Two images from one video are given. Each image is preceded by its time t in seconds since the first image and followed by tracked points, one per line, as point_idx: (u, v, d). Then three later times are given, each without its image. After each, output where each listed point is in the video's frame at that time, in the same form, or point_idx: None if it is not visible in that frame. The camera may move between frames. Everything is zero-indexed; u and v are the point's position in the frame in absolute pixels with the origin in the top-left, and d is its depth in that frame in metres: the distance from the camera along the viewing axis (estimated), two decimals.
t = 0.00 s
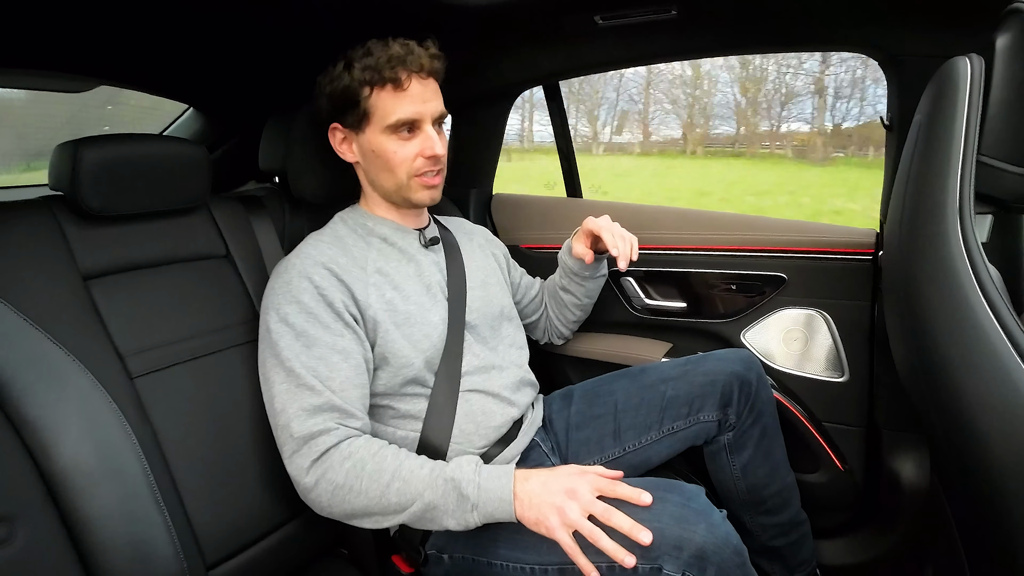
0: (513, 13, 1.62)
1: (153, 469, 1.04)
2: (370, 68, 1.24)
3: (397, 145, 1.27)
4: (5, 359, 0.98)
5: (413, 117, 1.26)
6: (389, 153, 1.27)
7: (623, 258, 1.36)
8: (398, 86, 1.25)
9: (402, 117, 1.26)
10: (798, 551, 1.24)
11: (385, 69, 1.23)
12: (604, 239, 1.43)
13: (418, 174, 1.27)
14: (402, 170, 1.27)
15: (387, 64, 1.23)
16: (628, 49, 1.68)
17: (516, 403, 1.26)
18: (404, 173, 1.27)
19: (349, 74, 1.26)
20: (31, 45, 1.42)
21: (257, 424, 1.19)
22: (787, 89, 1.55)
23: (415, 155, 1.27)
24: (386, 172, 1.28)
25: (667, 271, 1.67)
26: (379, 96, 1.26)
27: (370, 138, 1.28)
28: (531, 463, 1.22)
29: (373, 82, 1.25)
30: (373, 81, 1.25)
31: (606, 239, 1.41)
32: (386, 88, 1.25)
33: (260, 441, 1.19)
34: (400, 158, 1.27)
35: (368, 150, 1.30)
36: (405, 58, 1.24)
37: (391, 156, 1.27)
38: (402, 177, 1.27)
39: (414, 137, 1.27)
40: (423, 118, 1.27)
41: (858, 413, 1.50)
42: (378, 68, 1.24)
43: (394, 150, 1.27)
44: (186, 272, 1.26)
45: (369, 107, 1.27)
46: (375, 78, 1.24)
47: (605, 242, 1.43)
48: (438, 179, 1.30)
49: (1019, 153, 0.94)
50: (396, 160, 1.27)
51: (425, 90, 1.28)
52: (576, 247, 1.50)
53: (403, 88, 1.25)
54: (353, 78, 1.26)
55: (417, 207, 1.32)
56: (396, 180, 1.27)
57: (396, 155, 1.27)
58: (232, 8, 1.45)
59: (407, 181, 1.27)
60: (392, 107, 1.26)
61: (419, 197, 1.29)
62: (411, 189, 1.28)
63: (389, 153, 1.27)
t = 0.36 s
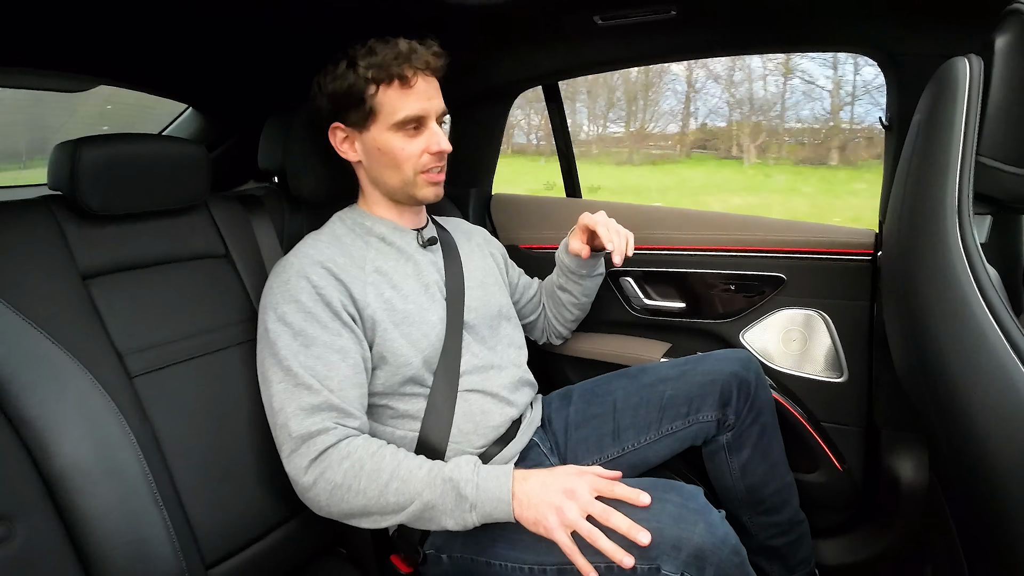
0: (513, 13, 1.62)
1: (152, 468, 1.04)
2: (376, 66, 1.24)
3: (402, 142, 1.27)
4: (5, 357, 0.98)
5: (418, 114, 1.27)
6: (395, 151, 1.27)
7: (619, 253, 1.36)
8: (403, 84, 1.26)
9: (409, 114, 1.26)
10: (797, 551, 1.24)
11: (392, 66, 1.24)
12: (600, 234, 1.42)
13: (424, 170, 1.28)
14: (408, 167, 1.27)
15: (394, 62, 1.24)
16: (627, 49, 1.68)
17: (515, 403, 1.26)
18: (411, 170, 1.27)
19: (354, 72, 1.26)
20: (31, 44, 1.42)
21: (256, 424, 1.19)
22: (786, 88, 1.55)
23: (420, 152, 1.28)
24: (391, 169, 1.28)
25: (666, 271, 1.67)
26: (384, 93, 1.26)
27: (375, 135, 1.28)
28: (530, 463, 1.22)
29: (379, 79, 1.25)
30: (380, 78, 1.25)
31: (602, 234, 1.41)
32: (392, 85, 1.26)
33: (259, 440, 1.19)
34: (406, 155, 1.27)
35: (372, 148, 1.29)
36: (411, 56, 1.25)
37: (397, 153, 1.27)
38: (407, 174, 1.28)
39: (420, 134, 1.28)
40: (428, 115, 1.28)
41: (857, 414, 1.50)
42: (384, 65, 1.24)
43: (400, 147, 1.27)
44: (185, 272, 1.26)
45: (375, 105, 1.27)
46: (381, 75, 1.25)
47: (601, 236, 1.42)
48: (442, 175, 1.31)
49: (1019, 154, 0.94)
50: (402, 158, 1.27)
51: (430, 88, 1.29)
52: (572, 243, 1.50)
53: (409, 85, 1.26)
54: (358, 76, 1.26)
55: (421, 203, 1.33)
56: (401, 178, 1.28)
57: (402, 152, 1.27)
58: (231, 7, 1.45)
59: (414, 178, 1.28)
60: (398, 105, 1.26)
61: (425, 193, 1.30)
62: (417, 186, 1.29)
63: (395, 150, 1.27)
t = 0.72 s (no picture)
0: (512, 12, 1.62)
1: (153, 467, 1.04)
2: (398, 63, 1.26)
3: (420, 138, 1.29)
4: (5, 357, 0.98)
5: (437, 112, 1.29)
6: (412, 147, 1.28)
7: (615, 250, 1.36)
8: (424, 82, 1.29)
9: (427, 111, 1.28)
10: (797, 549, 1.24)
11: (414, 63, 1.26)
12: (597, 231, 1.42)
13: (440, 167, 1.30)
14: (424, 163, 1.29)
15: (416, 59, 1.26)
16: (627, 48, 1.68)
17: (515, 401, 1.26)
18: (426, 166, 1.29)
19: (373, 67, 1.27)
20: (31, 44, 1.41)
21: (257, 423, 1.19)
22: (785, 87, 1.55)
23: (437, 149, 1.29)
24: (407, 165, 1.29)
25: (666, 269, 1.67)
26: (404, 90, 1.28)
27: (391, 131, 1.29)
28: (531, 462, 1.22)
29: (401, 76, 1.27)
30: (402, 75, 1.27)
31: (598, 231, 1.41)
32: (412, 82, 1.28)
33: (260, 439, 1.19)
34: (423, 151, 1.29)
35: (388, 144, 1.30)
36: (431, 55, 1.28)
37: (413, 149, 1.28)
38: (424, 170, 1.29)
39: (436, 131, 1.30)
40: (444, 114, 1.31)
41: (857, 412, 1.50)
42: (406, 62, 1.26)
43: (417, 143, 1.28)
44: (186, 271, 1.26)
45: (394, 100, 1.28)
46: (403, 72, 1.27)
47: (598, 233, 1.42)
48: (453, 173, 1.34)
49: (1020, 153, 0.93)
50: (419, 154, 1.29)
51: (445, 87, 1.32)
52: (570, 240, 1.50)
53: (429, 83, 1.29)
54: (379, 72, 1.27)
55: (430, 200, 1.34)
56: (417, 174, 1.29)
57: (419, 148, 1.28)
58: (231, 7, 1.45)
59: (428, 174, 1.30)
60: (416, 102, 1.28)
61: (437, 189, 1.32)
62: (430, 182, 1.30)
63: (413, 146, 1.28)
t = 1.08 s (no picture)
0: (512, 13, 1.62)
1: (153, 468, 1.04)
2: (398, 62, 1.26)
3: (421, 137, 1.29)
4: (4, 359, 0.98)
5: (437, 111, 1.30)
6: (413, 146, 1.29)
7: (615, 251, 1.36)
8: (424, 81, 1.29)
9: (428, 110, 1.29)
10: (798, 550, 1.24)
11: (415, 63, 1.27)
12: (598, 232, 1.43)
13: (441, 166, 1.31)
14: (425, 162, 1.29)
15: (417, 59, 1.27)
16: (627, 49, 1.68)
17: (515, 402, 1.27)
18: (427, 166, 1.29)
19: (374, 67, 1.27)
20: (31, 45, 1.42)
21: (257, 423, 1.19)
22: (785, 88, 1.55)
23: (437, 148, 1.30)
24: (409, 164, 1.29)
25: (667, 270, 1.67)
26: (405, 89, 1.28)
27: (392, 130, 1.29)
28: (531, 463, 1.22)
29: (402, 75, 1.27)
30: (403, 75, 1.27)
31: (599, 232, 1.41)
32: (413, 82, 1.28)
33: (259, 440, 1.19)
34: (423, 151, 1.29)
35: (388, 143, 1.30)
36: (431, 55, 1.28)
37: (414, 148, 1.29)
38: (424, 169, 1.30)
39: (436, 130, 1.30)
40: (444, 113, 1.31)
41: (857, 413, 1.50)
42: (406, 61, 1.26)
43: (418, 142, 1.29)
44: (186, 272, 1.26)
45: (395, 100, 1.28)
46: (404, 71, 1.27)
47: (598, 234, 1.42)
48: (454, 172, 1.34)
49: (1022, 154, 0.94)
50: (419, 153, 1.29)
51: (446, 87, 1.32)
52: (570, 241, 1.50)
53: (430, 82, 1.29)
54: (380, 72, 1.27)
55: (432, 199, 1.34)
56: (418, 173, 1.29)
57: (419, 148, 1.29)
58: (231, 8, 1.45)
59: (429, 173, 1.30)
60: (417, 101, 1.29)
61: (438, 189, 1.32)
62: (432, 181, 1.31)
63: (414, 146, 1.29)
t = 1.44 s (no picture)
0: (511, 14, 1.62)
1: (151, 469, 1.04)
2: (389, 63, 1.26)
3: (413, 138, 1.29)
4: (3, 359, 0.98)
5: (429, 111, 1.29)
6: (405, 147, 1.28)
7: (615, 255, 1.36)
8: (416, 82, 1.28)
9: (419, 111, 1.28)
10: (796, 551, 1.24)
11: (406, 63, 1.26)
12: (596, 235, 1.42)
13: (434, 167, 1.30)
14: (419, 163, 1.29)
15: (408, 59, 1.26)
16: (626, 50, 1.68)
17: (514, 404, 1.27)
18: (420, 166, 1.29)
19: (366, 69, 1.28)
20: (30, 45, 1.42)
21: (255, 424, 1.19)
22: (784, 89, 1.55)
23: (431, 148, 1.29)
24: (401, 165, 1.29)
25: (666, 271, 1.67)
26: (396, 89, 1.28)
27: (385, 131, 1.29)
28: (530, 464, 1.22)
29: (392, 75, 1.27)
30: (393, 76, 1.27)
31: (597, 235, 1.41)
32: (404, 82, 1.28)
33: (258, 441, 1.19)
34: (415, 151, 1.29)
35: (381, 144, 1.30)
36: (422, 55, 1.28)
37: (407, 149, 1.28)
38: (418, 170, 1.29)
39: (429, 131, 1.30)
40: (437, 113, 1.31)
41: (856, 414, 1.50)
42: (397, 62, 1.26)
43: (410, 143, 1.28)
44: (184, 272, 1.26)
45: (387, 101, 1.28)
46: (394, 72, 1.27)
47: (597, 237, 1.42)
48: (449, 173, 1.33)
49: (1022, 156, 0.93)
50: (412, 154, 1.29)
51: (439, 86, 1.31)
52: (570, 244, 1.49)
53: (422, 82, 1.29)
54: (371, 73, 1.27)
55: (427, 200, 1.33)
56: (412, 173, 1.29)
57: (411, 148, 1.28)
58: (230, 8, 1.45)
59: (423, 174, 1.29)
60: (409, 102, 1.28)
61: (432, 190, 1.31)
62: (426, 182, 1.30)
63: (406, 146, 1.28)
